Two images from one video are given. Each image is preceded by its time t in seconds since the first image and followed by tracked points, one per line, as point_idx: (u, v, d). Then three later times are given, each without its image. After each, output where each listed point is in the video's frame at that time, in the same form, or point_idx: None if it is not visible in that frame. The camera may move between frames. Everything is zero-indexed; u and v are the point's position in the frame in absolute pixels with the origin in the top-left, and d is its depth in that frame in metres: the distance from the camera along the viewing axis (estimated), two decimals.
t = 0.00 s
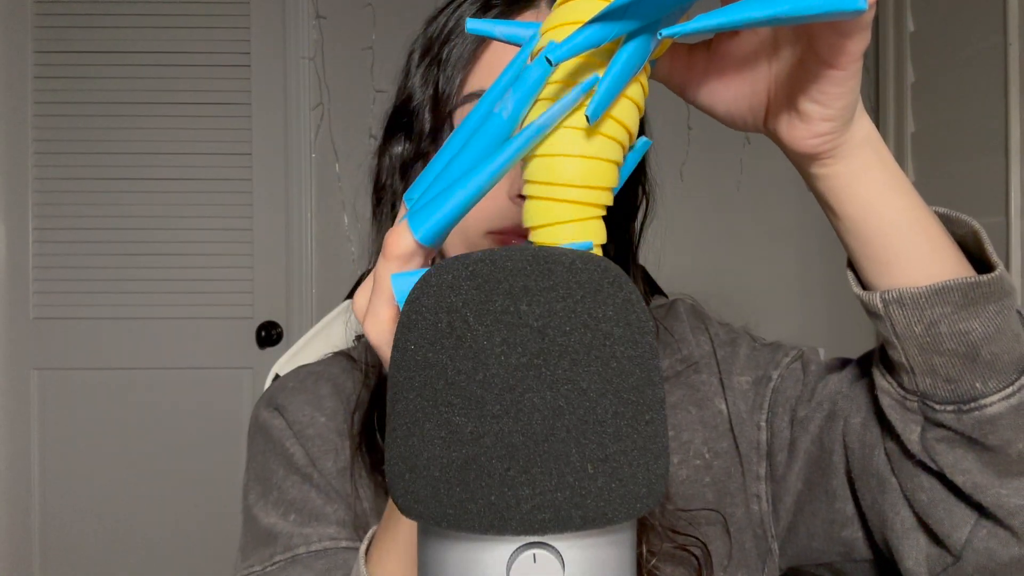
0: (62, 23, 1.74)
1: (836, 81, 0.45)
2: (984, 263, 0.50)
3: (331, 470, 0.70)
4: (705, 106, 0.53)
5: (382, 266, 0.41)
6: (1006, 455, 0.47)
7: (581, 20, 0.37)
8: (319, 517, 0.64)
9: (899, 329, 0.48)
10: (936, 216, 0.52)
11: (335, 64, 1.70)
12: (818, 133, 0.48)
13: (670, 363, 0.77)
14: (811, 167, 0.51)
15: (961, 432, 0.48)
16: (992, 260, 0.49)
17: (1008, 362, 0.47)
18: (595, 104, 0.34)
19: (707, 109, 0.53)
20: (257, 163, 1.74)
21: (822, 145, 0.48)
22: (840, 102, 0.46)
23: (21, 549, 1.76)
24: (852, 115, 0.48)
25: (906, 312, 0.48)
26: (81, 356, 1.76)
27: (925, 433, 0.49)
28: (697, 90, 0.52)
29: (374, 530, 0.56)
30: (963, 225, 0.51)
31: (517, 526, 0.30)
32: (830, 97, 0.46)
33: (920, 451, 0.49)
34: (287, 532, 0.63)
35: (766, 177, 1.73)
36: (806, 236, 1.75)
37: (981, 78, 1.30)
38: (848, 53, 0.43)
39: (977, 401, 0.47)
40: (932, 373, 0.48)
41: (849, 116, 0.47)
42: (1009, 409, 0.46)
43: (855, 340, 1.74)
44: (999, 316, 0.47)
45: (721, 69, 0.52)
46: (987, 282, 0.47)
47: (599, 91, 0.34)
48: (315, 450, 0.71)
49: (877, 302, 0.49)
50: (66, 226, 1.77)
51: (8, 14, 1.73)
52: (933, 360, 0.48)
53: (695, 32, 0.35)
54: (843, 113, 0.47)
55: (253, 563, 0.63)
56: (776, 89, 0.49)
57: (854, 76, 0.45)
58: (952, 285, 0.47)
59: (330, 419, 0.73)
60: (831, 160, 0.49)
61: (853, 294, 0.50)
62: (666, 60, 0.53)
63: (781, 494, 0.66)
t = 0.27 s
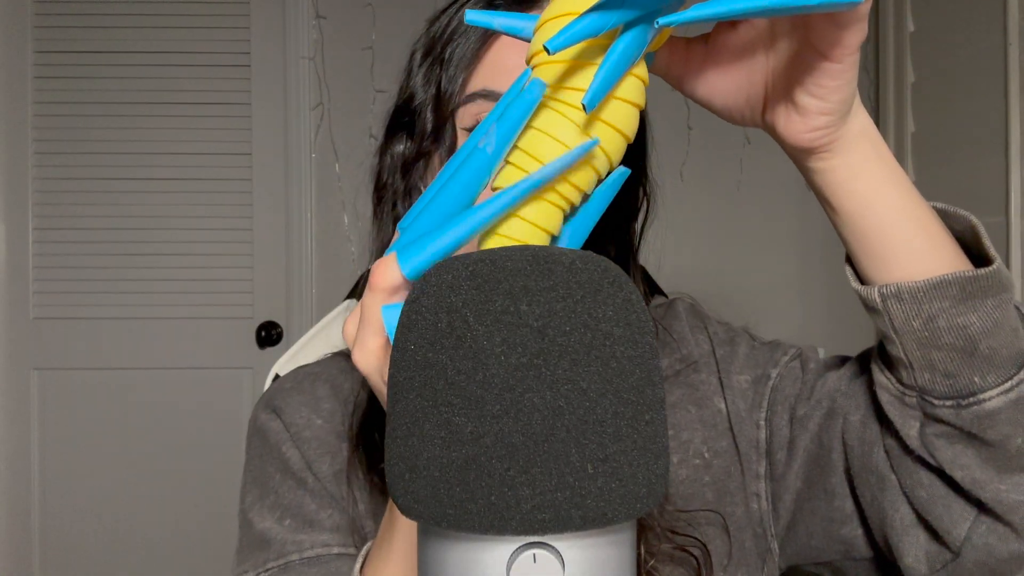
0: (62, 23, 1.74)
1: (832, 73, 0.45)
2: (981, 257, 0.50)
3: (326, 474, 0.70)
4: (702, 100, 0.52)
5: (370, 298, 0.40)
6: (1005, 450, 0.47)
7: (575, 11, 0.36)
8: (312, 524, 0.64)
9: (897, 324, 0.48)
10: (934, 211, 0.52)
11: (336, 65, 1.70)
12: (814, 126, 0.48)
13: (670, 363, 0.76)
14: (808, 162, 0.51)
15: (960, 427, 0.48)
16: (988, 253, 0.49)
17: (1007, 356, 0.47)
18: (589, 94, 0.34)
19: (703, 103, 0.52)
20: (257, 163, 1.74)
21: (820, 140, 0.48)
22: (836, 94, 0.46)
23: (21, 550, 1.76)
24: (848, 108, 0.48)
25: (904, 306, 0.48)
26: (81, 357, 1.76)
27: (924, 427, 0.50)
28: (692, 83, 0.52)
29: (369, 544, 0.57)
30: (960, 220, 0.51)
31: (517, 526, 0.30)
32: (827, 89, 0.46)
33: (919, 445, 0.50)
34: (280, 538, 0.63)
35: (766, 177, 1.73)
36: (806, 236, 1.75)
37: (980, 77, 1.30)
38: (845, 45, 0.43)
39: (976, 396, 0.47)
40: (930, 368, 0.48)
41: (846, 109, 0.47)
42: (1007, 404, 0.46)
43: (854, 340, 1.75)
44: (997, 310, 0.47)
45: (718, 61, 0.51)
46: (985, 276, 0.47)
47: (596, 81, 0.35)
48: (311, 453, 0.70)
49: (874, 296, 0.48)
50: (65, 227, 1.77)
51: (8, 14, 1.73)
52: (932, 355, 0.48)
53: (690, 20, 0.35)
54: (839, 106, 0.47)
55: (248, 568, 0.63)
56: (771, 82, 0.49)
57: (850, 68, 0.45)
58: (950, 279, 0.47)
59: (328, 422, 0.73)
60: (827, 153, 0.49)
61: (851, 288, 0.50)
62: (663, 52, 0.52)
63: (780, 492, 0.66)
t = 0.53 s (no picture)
0: (62, 23, 1.74)
1: (823, 57, 0.46)
2: (975, 244, 0.50)
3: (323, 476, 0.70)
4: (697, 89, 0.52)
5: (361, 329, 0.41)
6: (1003, 438, 0.47)
7: None
8: (304, 530, 0.64)
9: (892, 311, 0.48)
10: (929, 199, 0.52)
11: (336, 64, 1.70)
12: (805, 111, 0.48)
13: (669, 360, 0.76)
14: (802, 149, 0.51)
15: (957, 415, 0.48)
16: (982, 239, 0.49)
17: (1003, 343, 0.47)
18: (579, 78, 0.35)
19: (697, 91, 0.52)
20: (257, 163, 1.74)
21: (811, 125, 0.49)
22: (826, 78, 0.47)
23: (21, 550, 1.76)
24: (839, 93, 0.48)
25: (899, 292, 0.48)
26: (81, 357, 1.76)
27: (921, 416, 0.49)
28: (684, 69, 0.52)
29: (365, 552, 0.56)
30: (955, 208, 0.51)
31: (517, 526, 0.30)
32: (818, 72, 0.47)
33: (916, 435, 0.50)
34: (274, 544, 0.63)
35: (765, 175, 1.73)
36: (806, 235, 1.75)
37: (979, 75, 1.31)
38: (834, 27, 0.44)
39: (972, 382, 0.47)
40: (926, 355, 0.48)
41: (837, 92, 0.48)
42: (1004, 390, 0.46)
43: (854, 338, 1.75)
44: (992, 296, 0.47)
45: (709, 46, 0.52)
46: (980, 261, 0.47)
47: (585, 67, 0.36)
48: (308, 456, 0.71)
49: (869, 283, 0.49)
50: (65, 227, 1.77)
51: (8, 15, 1.73)
52: (927, 342, 0.48)
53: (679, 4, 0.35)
54: (831, 90, 0.48)
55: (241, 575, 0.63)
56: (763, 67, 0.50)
57: (841, 49, 0.45)
58: (944, 265, 0.47)
59: (325, 424, 0.73)
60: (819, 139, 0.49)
61: (846, 276, 0.50)
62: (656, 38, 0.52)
63: (779, 486, 0.66)
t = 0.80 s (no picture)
0: (63, 23, 1.75)
1: (826, 48, 0.46)
2: (975, 239, 0.50)
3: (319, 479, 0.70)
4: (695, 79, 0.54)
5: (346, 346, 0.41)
6: (1001, 436, 0.47)
7: None
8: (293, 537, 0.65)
9: (891, 307, 0.48)
10: (929, 194, 0.52)
11: (336, 65, 1.70)
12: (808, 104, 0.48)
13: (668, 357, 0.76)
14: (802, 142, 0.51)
15: (956, 413, 0.48)
16: (983, 234, 0.49)
17: (1002, 340, 0.47)
18: (577, 66, 0.36)
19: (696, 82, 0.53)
20: (257, 163, 1.74)
21: (813, 117, 0.49)
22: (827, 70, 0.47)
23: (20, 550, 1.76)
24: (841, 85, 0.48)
25: (898, 288, 0.48)
26: (80, 357, 1.76)
27: (919, 414, 0.49)
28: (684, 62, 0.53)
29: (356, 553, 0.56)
30: (956, 203, 0.51)
31: (518, 526, 0.30)
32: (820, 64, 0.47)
33: (914, 433, 0.49)
34: (265, 552, 0.64)
35: (765, 176, 1.73)
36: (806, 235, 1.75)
37: (979, 75, 1.30)
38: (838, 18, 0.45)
39: (971, 379, 0.47)
40: (925, 352, 0.48)
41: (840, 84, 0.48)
42: (1003, 388, 0.46)
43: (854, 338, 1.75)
44: (992, 293, 0.47)
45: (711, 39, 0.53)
46: (979, 257, 0.47)
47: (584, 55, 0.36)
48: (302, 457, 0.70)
49: (868, 278, 0.49)
50: (65, 227, 1.77)
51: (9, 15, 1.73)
52: (926, 338, 0.48)
53: None
54: (833, 83, 0.48)
55: None
56: (765, 60, 0.50)
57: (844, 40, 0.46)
58: (943, 261, 0.47)
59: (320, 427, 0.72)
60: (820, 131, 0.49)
61: (845, 271, 0.50)
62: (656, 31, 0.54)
63: (777, 486, 0.66)
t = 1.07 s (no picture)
0: (63, 23, 1.74)
1: (836, 30, 0.48)
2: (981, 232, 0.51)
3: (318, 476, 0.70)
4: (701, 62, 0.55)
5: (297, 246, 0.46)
6: (1002, 434, 0.48)
7: None
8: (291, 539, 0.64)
9: (892, 301, 0.49)
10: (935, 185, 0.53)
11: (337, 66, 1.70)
12: (816, 86, 0.50)
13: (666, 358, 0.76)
14: (809, 127, 0.52)
15: (956, 410, 0.49)
16: (988, 228, 0.50)
17: (1006, 336, 0.48)
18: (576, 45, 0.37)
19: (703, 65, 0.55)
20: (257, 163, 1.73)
21: (820, 101, 0.50)
22: (836, 50, 0.49)
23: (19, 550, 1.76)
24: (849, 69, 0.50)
25: (901, 282, 0.49)
26: (81, 356, 1.76)
27: (919, 410, 0.50)
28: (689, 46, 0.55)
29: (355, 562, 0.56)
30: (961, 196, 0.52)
31: (517, 526, 0.30)
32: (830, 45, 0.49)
33: (913, 429, 0.50)
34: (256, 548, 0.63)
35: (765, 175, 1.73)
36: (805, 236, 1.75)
37: (979, 77, 1.31)
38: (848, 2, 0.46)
39: (973, 375, 0.48)
40: (927, 347, 0.49)
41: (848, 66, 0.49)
42: (1006, 384, 0.48)
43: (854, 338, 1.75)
44: (997, 288, 0.48)
45: (718, 22, 0.54)
46: (985, 251, 0.48)
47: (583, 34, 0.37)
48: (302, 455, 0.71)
49: (871, 272, 0.50)
50: (65, 227, 1.76)
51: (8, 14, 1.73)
52: (929, 333, 0.49)
53: None
54: (842, 66, 0.49)
55: None
56: (774, 45, 0.52)
57: (855, 23, 0.47)
58: (948, 255, 0.48)
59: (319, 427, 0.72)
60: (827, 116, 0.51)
61: (847, 265, 0.52)
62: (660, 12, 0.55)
63: (772, 487, 0.66)
